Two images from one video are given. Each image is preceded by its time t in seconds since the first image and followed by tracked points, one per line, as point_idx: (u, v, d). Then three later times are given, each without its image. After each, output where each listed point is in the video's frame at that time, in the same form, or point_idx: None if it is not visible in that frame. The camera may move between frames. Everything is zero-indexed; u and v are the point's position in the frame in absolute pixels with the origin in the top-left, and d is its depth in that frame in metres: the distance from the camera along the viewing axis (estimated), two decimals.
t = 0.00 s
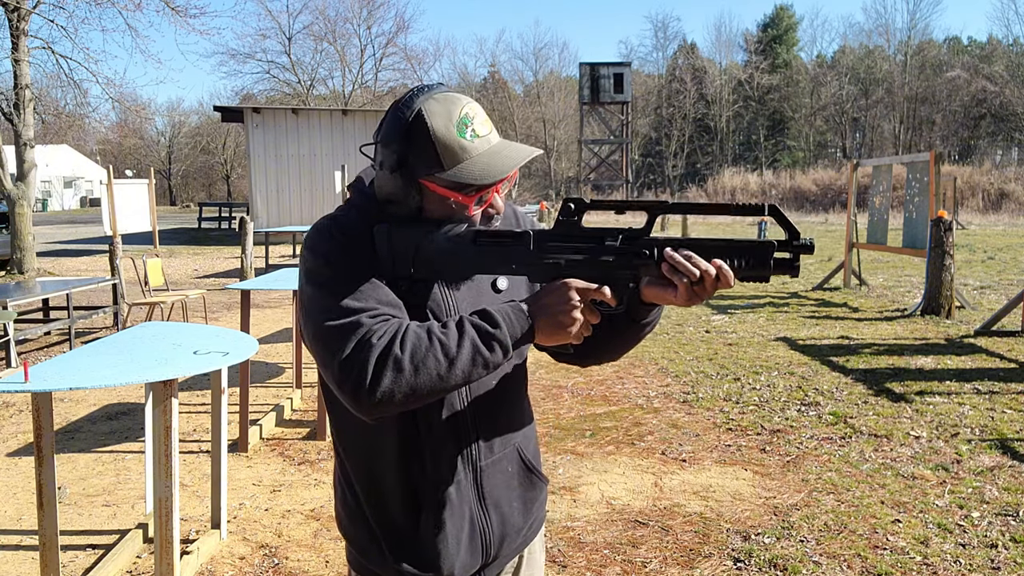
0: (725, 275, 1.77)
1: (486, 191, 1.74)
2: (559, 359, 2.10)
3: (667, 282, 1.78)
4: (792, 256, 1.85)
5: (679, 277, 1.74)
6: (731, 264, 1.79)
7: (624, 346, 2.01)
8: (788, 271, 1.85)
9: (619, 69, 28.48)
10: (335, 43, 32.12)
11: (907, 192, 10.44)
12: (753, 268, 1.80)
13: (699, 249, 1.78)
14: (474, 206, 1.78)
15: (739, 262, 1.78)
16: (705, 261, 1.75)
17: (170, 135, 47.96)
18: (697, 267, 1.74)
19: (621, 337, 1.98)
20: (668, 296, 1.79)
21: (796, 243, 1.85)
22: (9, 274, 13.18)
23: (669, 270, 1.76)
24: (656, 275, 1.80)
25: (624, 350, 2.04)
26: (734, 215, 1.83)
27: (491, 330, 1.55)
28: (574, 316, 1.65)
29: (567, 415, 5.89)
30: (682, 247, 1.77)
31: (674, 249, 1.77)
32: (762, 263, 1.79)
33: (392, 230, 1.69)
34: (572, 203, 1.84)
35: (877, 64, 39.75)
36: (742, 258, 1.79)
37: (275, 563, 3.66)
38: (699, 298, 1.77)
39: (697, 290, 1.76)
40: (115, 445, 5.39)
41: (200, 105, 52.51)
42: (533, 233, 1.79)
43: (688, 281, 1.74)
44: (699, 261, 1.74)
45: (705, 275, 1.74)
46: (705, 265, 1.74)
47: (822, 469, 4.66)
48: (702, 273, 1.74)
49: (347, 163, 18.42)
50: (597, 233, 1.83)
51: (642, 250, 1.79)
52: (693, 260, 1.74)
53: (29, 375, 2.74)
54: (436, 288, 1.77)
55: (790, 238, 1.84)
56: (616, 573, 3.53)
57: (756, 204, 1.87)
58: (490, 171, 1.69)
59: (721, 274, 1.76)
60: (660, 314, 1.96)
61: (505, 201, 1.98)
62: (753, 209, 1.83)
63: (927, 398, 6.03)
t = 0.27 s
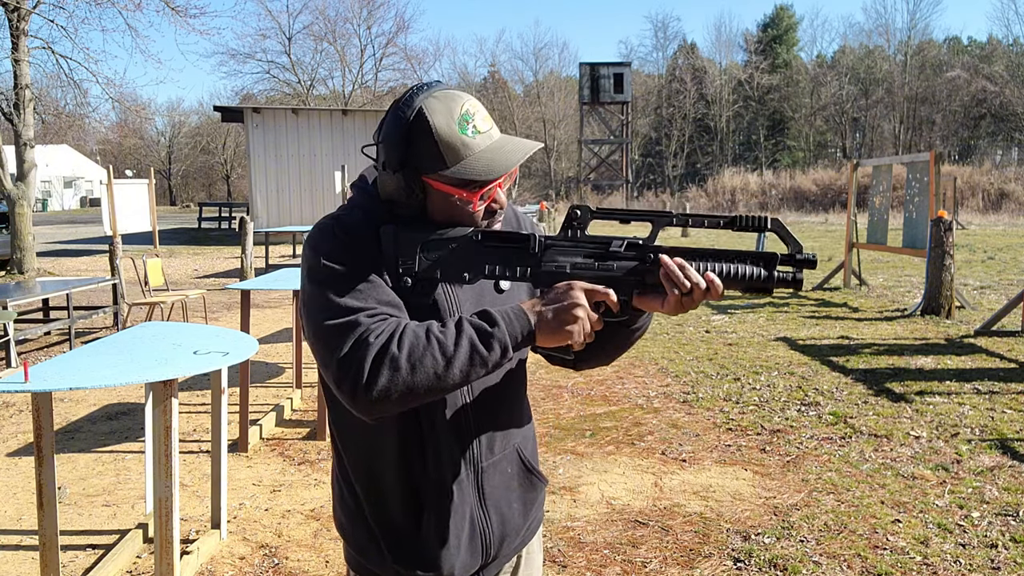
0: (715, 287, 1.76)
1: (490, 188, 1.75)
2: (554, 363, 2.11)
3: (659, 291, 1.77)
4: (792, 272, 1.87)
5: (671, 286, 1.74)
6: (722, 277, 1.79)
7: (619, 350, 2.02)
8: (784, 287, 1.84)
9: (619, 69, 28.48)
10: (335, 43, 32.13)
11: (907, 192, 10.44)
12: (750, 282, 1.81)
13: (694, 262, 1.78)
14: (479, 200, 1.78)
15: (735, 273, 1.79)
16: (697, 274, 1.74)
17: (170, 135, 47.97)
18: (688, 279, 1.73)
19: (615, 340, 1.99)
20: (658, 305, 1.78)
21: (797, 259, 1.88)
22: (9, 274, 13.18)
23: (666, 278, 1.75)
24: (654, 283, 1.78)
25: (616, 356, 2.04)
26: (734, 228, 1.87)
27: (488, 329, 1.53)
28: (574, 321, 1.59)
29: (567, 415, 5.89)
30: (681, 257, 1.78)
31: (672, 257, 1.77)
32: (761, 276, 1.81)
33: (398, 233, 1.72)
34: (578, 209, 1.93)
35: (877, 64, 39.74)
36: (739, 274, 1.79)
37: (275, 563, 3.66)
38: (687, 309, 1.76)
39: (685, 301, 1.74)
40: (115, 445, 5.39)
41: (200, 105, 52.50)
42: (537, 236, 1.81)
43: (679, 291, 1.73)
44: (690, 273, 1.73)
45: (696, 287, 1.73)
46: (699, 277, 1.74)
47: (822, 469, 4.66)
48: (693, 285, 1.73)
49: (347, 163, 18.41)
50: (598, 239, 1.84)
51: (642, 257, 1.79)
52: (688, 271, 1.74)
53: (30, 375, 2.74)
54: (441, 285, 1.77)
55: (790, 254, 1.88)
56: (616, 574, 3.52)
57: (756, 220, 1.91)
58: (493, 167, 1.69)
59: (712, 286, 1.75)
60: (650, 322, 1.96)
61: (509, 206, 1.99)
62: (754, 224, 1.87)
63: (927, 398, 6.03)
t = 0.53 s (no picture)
0: (721, 273, 1.77)
1: (494, 189, 1.75)
2: (560, 358, 2.11)
3: (666, 279, 1.78)
4: (798, 253, 1.86)
5: (678, 274, 1.74)
6: (728, 261, 1.79)
7: (628, 341, 2.02)
8: (792, 267, 1.84)
9: (619, 69, 28.48)
10: (335, 43, 32.13)
11: (907, 192, 10.44)
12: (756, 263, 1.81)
13: (699, 248, 1.78)
14: (482, 203, 1.78)
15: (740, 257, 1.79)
16: (702, 260, 1.75)
17: (170, 135, 47.98)
18: (695, 266, 1.73)
19: (621, 332, 1.99)
20: (666, 291, 1.79)
21: (802, 238, 1.87)
22: (9, 274, 13.18)
23: (672, 266, 1.75)
24: (660, 271, 1.78)
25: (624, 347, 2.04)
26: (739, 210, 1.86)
27: (503, 323, 1.56)
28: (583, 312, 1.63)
29: (567, 414, 5.89)
30: (685, 244, 1.78)
31: (677, 244, 1.78)
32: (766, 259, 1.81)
33: (401, 229, 1.69)
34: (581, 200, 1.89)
35: (877, 64, 39.75)
36: (746, 256, 1.80)
37: (275, 563, 3.65)
38: (694, 295, 1.77)
39: (693, 287, 1.75)
40: (115, 445, 5.39)
41: (201, 105, 52.46)
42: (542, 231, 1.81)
43: (687, 280, 1.74)
44: (697, 260, 1.74)
45: (702, 273, 1.73)
46: (703, 263, 1.74)
47: (822, 469, 4.66)
48: (700, 272, 1.73)
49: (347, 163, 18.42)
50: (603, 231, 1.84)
51: (647, 245, 1.79)
52: (692, 258, 1.74)
53: (30, 375, 2.74)
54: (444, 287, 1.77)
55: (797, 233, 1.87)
56: (616, 574, 3.52)
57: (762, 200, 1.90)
58: (496, 169, 1.69)
59: (717, 271, 1.76)
60: (656, 309, 1.96)
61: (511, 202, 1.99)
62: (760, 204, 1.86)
63: (927, 398, 6.03)
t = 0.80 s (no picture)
0: (723, 269, 1.79)
1: (494, 190, 1.74)
2: (564, 354, 2.12)
3: (668, 276, 1.79)
4: (801, 247, 1.85)
5: (680, 274, 1.76)
6: (729, 258, 1.80)
7: (632, 336, 2.02)
8: (795, 261, 1.85)
9: (619, 69, 28.48)
10: (335, 43, 32.15)
11: (907, 192, 10.44)
12: (757, 261, 1.81)
13: (701, 245, 1.79)
14: (481, 206, 1.79)
15: (740, 254, 1.79)
16: (705, 258, 1.76)
17: (170, 135, 47.99)
18: (698, 265, 1.75)
19: (623, 328, 1.99)
20: (668, 288, 1.80)
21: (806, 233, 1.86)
22: (9, 274, 13.18)
23: (673, 265, 1.77)
24: (661, 269, 1.80)
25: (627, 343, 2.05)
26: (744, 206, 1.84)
27: (507, 324, 1.56)
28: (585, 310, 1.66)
29: (567, 415, 5.89)
30: (687, 242, 1.79)
31: (678, 243, 1.79)
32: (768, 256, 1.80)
33: (403, 229, 1.69)
34: (583, 199, 1.84)
35: (877, 64, 39.75)
36: (748, 252, 1.79)
37: (275, 563, 3.66)
38: (697, 293, 1.78)
39: (695, 285, 1.76)
40: (115, 445, 5.39)
41: (200, 105, 52.50)
42: (543, 229, 1.81)
43: (688, 279, 1.76)
44: (699, 259, 1.75)
45: (704, 272, 1.75)
46: (705, 261, 1.76)
47: (822, 469, 4.66)
48: (701, 271, 1.75)
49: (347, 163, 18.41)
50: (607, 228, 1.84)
51: (649, 243, 1.80)
52: (693, 257, 1.75)
53: (30, 375, 2.74)
54: (446, 288, 1.76)
55: (800, 228, 1.85)
56: (616, 573, 3.52)
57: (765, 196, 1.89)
58: (497, 171, 1.69)
59: (719, 268, 1.78)
60: (659, 305, 1.96)
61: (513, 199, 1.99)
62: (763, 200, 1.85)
63: (927, 398, 6.03)
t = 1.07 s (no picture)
0: (724, 273, 1.79)
1: (496, 192, 1.74)
2: (565, 355, 2.12)
3: (670, 279, 1.79)
4: (802, 251, 1.85)
5: (681, 276, 1.76)
6: (730, 261, 1.80)
7: (633, 338, 2.01)
8: (796, 265, 1.84)
9: (620, 69, 28.47)
10: (335, 43, 32.16)
11: (907, 192, 10.43)
12: (757, 263, 1.81)
13: (702, 247, 1.79)
14: (483, 208, 1.79)
15: (741, 256, 1.79)
16: (706, 260, 1.76)
17: (170, 135, 48.01)
18: (699, 267, 1.75)
19: (624, 330, 1.98)
20: (669, 291, 1.80)
21: (808, 237, 1.85)
22: (9, 274, 13.18)
23: (675, 267, 1.76)
24: (662, 271, 1.79)
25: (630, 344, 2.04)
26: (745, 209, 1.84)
27: (508, 325, 1.55)
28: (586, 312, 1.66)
29: (567, 415, 5.89)
30: (688, 244, 1.78)
31: (679, 246, 1.78)
32: (769, 259, 1.80)
33: (406, 229, 1.69)
34: (585, 199, 1.82)
35: (877, 64, 39.76)
36: (749, 256, 1.79)
37: (275, 563, 3.66)
38: (697, 296, 1.79)
39: (697, 287, 1.76)
40: (115, 445, 5.39)
41: (201, 104, 52.52)
42: (545, 230, 1.80)
43: (689, 281, 1.76)
44: (700, 261, 1.75)
45: (705, 274, 1.75)
46: (706, 264, 1.76)
47: (822, 469, 4.66)
48: (702, 273, 1.75)
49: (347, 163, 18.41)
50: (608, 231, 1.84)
51: (650, 245, 1.80)
52: (695, 260, 1.76)
53: (30, 375, 2.74)
54: (448, 287, 1.76)
55: (802, 232, 1.84)
56: (616, 573, 3.52)
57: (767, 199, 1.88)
58: (500, 174, 1.69)
59: (720, 272, 1.78)
60: (662, 307, 1.95)
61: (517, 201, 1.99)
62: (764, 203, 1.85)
63: (927, 398, 6.03)
